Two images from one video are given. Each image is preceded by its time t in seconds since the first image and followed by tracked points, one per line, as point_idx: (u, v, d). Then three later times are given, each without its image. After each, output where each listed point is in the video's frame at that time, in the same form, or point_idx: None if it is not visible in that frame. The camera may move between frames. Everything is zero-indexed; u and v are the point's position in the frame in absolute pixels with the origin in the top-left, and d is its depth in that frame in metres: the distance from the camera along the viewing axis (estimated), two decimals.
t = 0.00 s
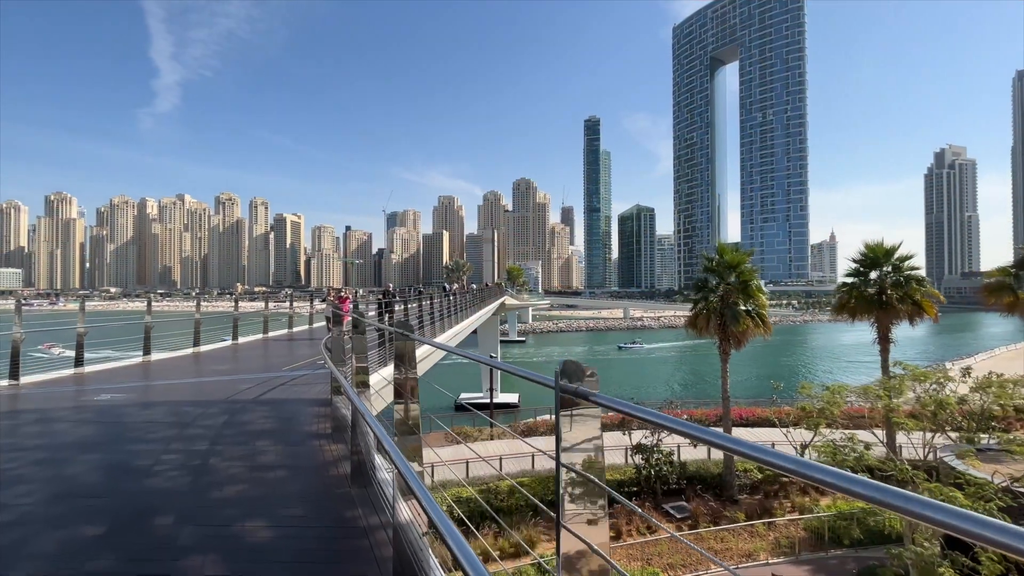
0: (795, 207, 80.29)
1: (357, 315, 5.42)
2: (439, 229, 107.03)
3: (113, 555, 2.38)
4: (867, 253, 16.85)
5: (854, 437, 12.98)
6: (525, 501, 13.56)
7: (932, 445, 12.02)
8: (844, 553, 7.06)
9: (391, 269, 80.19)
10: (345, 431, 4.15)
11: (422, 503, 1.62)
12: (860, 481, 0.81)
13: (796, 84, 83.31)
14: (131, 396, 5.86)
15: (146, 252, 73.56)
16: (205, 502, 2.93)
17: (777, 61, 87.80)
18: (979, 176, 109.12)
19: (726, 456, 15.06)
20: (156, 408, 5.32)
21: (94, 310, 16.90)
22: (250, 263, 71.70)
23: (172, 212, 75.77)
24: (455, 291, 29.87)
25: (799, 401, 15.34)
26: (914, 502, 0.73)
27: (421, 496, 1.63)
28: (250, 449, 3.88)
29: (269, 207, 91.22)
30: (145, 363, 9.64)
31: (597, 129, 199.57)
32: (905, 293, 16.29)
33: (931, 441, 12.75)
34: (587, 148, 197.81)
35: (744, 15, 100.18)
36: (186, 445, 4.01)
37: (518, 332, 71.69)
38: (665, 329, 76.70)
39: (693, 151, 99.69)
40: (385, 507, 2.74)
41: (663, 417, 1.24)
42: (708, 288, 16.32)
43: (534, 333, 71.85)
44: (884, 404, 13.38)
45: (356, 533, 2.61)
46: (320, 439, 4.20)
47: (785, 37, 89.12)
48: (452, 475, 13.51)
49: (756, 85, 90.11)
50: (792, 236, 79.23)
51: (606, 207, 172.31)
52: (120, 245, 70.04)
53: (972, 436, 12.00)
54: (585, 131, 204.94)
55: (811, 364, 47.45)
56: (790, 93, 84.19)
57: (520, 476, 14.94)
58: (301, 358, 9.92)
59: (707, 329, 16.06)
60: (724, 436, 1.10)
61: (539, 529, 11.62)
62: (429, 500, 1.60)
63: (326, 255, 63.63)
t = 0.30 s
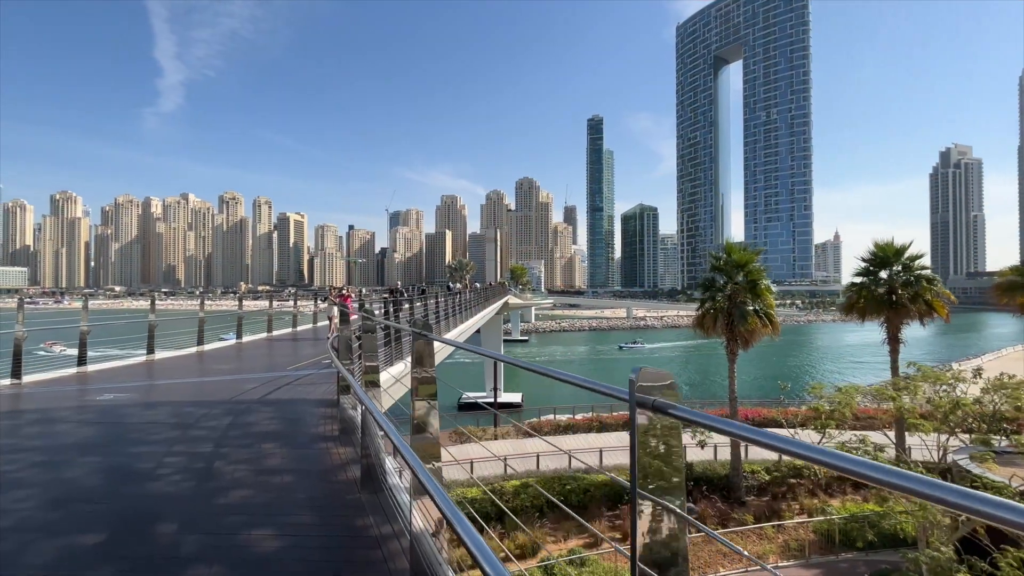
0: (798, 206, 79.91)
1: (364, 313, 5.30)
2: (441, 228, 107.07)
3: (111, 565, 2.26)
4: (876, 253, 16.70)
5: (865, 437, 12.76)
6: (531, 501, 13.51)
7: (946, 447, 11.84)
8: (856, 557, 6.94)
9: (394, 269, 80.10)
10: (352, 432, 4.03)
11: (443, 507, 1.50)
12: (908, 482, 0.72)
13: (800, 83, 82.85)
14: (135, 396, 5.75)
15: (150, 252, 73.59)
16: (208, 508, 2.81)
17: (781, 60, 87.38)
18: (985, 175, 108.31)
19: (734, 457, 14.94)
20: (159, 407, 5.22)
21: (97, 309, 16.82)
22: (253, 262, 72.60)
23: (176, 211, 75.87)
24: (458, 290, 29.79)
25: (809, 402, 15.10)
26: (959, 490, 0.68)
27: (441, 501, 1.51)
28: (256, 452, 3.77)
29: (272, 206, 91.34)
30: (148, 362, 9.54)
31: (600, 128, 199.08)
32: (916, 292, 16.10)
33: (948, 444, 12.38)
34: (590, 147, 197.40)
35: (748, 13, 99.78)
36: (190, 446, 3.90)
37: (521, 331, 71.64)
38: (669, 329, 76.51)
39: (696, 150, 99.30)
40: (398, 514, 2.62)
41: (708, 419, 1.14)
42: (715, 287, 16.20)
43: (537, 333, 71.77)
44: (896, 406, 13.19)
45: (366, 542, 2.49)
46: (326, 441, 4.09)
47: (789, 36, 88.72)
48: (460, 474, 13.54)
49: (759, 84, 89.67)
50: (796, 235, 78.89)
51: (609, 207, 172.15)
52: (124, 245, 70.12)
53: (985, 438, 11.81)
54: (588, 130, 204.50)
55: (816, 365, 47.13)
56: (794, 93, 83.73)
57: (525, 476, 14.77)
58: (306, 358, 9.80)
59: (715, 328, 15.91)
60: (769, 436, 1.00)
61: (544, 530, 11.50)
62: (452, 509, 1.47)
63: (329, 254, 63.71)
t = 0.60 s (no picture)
0: (803, 206, 79.44)
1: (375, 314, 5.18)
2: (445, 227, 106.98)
3: None
4: (887, 252, 16.66)
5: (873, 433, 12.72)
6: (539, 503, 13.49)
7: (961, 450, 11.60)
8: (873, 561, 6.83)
9: (397, 268, 79.99)
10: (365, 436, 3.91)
11: (489, 535, 1.42)
12: (1012, 493, 0.65)
13: (805, 82, 82.29)
14: (141, 397, 5.63)
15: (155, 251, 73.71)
16: (215, 518, 2.68)
17: (786, 58, 86.81)
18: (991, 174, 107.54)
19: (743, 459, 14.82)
20: (165, 408, 5.10)
21: (102, 308, 16.71)
22: (258, 262, 71.58)
23: (180, 211, 75.96)
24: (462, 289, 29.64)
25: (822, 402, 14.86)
26: None
27: (480, 528, 1.43)
28: (268, 455, 3.65)
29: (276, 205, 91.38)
30: (153, 363, 9.41)
31: (603, 127, 198.72)
32: (929, 292, 15.95)
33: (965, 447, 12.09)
34: (594, 146, 197.00)
35: (753, 11, 99.19)
36: (198, 450, 3.78)
37: (525, 331, 71.54)
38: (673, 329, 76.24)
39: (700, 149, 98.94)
40: (418, 524, 2.50)
41: (780, 428, 1.04)
42: (724, 287, 16.03)
43: (540, 332, 71.60)
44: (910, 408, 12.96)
45: (382, 553, 2.37)
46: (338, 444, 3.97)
47: (794, 34, 88.12)
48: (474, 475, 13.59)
49: (764, 82, 89.13)
50: (800, 235, 78.49)
51: (612, 206, 171.89)
52: (129, 244, 70.33)
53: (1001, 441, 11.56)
54: (592, 129, 204.06)
55: (821, 365, 46.86)
56: (799, 91, 83.16)
57: (530, 477, 14.59)
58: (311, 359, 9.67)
59: (724, 328, 15.72)
60: (836, 437, 0.94)
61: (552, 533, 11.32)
62: (497, 534, 1.37)
63: (333, 253, 63.70)
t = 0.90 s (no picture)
0: (807, 205, 79.10)
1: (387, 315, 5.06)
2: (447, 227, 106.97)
3: None
4: (897, 251, 16.64)
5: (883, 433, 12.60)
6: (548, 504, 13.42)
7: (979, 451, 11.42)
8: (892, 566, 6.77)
9: (400, 268, 79.95)
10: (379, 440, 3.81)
11: (538, 568, 1.31)
12: None
13: (808, 80, 81.88)
14: (146, 400, 5.53)
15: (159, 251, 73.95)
16: (226, 530, 2.56)
17: (789, 57, 86.39)
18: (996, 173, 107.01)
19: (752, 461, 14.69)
20: (172, 412, 5.00)
21: (106, 309, 16.64)
22: (261, 261, 71.67)
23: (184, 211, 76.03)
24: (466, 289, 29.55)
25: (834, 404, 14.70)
26: None
27: (528, 556, 1.33)
28: (278, 462, 3.54)
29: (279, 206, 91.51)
30: (159, 362, 9.34)
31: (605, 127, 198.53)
32: (940, 292, 15.85)
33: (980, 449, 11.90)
34: (597, 146, 196.82)
35: (756, 10, 98.79)
36: (207, 456, 3.67)
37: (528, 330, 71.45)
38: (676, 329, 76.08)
39: (702, 148, 98.74)
40: (438, 537, 2.39)
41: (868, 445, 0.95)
42: (732, 287, 15.86)
43: (543, 332, 71.55)
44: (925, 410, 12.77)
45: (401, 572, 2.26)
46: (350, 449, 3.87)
47: (797, 32, 87.70)
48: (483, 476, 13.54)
49: (767, 81, 88.75)
50: (804, 235, 78.22)
51: (615, 205, 171.76)
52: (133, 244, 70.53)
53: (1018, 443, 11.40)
54: (595, 128, 203.87)
55: (825, 365, 46.67)
56: (802, 90, 82.76)
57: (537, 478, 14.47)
58: (317, 360, 9.56)
59: (732, 329, 15.54)
60: (914, 451, 0.88)
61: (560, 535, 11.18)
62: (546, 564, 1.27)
63: (335, 253, 63.70)
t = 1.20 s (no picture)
0: (810, 204, 78.69)
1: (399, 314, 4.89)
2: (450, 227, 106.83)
3: None
4: (907, 250, 16.50)
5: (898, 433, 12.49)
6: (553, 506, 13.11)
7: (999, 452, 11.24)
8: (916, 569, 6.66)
9: (402, 268, 79.86)
10: (389, 443, 3.68)
11: None
12: None
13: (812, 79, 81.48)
14: (147, 402, 5.39)
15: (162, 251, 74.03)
16: (231, 542, 2.43)
17: (792, 56, 85.96)
18: (1001, 171, 106.39)
19: (760, 462, 14.50)
20: (175, 414, 4.87)
21: (110, 309, 16.57)
22: (264, 261, 71.89)
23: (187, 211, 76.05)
24: (469, 289, 29.42)
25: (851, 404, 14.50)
26: None
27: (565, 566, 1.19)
28: (285, 466, 3.41)
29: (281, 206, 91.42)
30: (162, 363, 9.22)
31: (608, 126, 198.07)
32: (951, 291, 15.68)
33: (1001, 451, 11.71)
34: (599, 145, 196.40)
35: (759, 8, 98.38)
36: (211, 460, 3.55)
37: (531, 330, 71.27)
38: (679, 328, 75.81)
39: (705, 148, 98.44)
40: (457, 549, 2.22)
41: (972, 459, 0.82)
42: (739, 286, 15.70)
43: (546, 332, 71.39)
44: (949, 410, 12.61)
45: None
46: (359, 452, 3.74)
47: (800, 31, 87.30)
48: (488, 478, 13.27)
49: (770, 79, 88.29)
50: (807, 234, 77.80)
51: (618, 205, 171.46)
52: (137, 244, 70.58)
53: None
54: (598, 129, 203.75)
55: (830, 364, 46.37)
56: (805, 88, 82.36)
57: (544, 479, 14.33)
58: (322, 361, 9.42)
59: (740, 328, 15.35)
60: (1000, 454, 0.80)
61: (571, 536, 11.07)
62: None
63: (338, 254, 63.63)
